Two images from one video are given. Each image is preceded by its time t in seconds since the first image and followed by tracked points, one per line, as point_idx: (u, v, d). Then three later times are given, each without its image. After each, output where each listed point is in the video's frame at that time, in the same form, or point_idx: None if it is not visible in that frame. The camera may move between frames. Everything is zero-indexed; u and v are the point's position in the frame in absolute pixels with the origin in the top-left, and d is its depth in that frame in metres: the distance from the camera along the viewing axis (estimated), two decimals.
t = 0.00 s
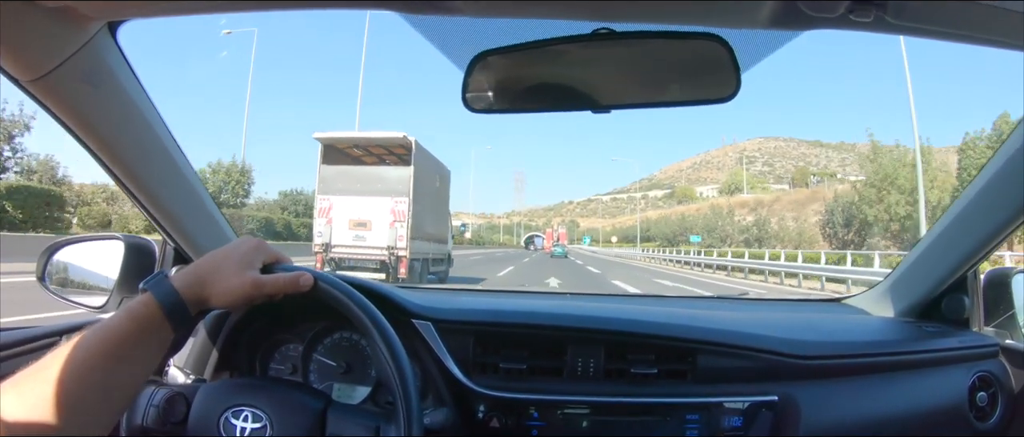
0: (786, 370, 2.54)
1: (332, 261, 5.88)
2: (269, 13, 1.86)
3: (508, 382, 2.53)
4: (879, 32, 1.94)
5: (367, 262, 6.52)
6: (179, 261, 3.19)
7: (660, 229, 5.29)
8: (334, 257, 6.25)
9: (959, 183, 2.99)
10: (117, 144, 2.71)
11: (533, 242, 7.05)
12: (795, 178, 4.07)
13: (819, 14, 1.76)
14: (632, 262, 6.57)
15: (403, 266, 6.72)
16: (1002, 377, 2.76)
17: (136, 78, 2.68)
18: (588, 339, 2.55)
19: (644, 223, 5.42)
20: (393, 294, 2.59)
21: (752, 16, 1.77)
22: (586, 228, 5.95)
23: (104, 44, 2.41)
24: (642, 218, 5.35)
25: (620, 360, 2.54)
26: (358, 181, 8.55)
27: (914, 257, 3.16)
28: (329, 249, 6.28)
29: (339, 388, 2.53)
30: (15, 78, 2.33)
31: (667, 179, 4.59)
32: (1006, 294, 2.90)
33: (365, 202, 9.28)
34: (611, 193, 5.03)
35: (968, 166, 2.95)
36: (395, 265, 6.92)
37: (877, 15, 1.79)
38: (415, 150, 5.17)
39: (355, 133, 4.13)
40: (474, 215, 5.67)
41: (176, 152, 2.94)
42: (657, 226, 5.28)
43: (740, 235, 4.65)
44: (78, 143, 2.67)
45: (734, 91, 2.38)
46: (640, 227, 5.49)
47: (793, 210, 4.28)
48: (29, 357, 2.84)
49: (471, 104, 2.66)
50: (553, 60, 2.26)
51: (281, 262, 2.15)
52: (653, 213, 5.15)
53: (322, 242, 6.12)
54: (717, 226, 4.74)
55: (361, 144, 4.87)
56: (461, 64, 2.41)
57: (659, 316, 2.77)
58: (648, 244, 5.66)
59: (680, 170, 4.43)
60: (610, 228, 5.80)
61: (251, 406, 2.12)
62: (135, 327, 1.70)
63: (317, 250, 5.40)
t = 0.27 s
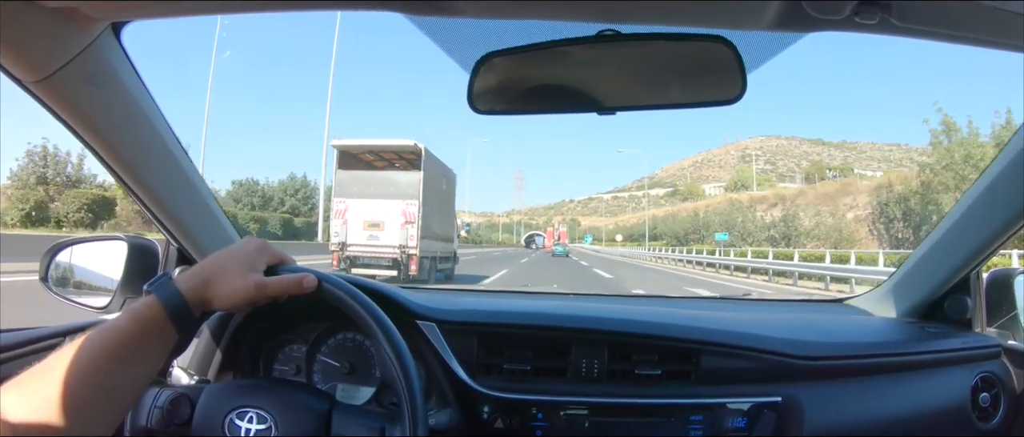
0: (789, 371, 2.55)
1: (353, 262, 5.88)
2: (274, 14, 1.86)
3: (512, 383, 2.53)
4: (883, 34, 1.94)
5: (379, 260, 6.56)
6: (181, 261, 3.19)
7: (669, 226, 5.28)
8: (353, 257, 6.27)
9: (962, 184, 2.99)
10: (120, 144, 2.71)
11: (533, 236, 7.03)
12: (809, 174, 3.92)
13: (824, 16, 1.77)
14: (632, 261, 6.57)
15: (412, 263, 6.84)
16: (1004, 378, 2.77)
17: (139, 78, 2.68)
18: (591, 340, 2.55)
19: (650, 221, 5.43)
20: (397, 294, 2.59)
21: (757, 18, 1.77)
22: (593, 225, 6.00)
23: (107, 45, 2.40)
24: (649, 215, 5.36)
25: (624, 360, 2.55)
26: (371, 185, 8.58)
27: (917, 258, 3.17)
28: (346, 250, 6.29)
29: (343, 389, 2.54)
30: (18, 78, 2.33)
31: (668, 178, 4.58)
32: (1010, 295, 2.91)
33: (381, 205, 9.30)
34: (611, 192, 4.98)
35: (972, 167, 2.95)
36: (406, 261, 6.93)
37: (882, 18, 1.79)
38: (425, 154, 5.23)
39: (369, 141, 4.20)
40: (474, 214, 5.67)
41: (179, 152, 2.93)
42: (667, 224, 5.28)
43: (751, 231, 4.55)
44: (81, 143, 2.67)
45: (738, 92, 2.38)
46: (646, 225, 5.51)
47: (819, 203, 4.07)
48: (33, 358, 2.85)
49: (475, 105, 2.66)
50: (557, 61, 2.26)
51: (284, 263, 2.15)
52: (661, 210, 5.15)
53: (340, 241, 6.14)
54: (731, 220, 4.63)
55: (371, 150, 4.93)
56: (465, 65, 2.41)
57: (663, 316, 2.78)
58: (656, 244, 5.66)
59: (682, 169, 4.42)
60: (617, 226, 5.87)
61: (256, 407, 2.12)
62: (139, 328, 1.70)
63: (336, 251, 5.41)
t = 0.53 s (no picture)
0: (786, 369, 2.55)
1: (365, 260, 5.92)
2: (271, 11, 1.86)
3: (510, 380, 2.54)
4: (879, 31, 1.94)
5: (390, 258, 6.58)
6: (180, 259, 3.20)
7: (677, 223, 5.14)
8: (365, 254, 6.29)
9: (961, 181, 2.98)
10: (118, 142, 2.71)
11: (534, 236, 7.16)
12: (826, 167, 3.78)
13: (818, 12, 1.76)
14: (633, 260, 6.57)
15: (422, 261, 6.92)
16: (1001, 376, 2.76)
17: (137, 76, 2.68)
18: (588, 338, 2.55)
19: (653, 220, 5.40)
20: (394, 292, 2.59)
21: (751, 14, 1.77)
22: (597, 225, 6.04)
23: (104, 42, 2.41)
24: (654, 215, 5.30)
25: (621, 358, 2.55)
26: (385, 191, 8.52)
27: (916, 255, 3.16)
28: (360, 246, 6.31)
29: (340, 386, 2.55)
30: (16, 76, 2.34)
31: (669, 176, 4.58)
32: (1009, 293, 2.88)
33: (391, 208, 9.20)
34: (611, 190, 4.98)
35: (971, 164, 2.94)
36: (413, 261, 6.97)
37: (877, 14, 1.79)
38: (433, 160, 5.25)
39: (376, 147, 4.26)
40: (474, 213, 5.67)
41: (177, 150, 2.94)
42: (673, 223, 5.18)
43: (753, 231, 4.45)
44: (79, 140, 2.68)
45: (735, 89, 2.38)
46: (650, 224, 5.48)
47: (851, 198, 3.81)
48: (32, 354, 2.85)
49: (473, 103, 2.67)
50: (554, 58, 2.26)
51: (282, 260, 2.15)
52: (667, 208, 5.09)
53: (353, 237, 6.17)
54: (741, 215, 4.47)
55: (381, 155, 4.96)
56: (462, 63, 2.41)
57: (660, 314, 2.78)
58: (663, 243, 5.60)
59: (682, 167, 4.42)
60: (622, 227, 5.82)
61: (253, 404, 2.12)
62: (137, 325, 1.71)
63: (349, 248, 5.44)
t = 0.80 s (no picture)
0: (787, 367, 2.55)
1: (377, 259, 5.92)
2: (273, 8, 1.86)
3: (512, 378, 2.54)
4: (882, 29, 1.94)
5: (400, 257, 6.60)
6: (181, 257, 3.20)
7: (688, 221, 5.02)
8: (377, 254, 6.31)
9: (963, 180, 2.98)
10: (119, 139, 2.71)
11: (534, 236, 7.25)
12: (844, 161, 3.60)
13: (821, 10, 1.76)
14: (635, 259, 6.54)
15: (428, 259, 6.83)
16: (1002, 374, 2.76)
17: (138, 73, 2.68)
18: (590, 335, 2.55)
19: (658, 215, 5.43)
20: (395, 290, 2.60)
21: (754, 12, 1.77)
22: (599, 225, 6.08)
23: (106, 40, 2.40)
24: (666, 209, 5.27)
25: (623, 356, 2.55)
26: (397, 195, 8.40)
27: (917, 253, 3.16)
28: (371, 246, 6.32)
29: (342, 384, 2.55)
30: (17, 73, 2.33)
31: (670, 175, 4.57)
32: (1010, 291, 2.91)
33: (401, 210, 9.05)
34: (612, 189, 4.98)
35: (973, 162, 2.94)
36: (422, 259, 6.88)
37: (880, 12, 1.79)
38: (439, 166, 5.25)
39: (375, 153, 4.30)
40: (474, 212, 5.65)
41: (178, 147, 2.94)
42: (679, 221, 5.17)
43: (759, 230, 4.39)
44: (80, 138, 2.68)
45: (737, 87, 2.38)
46: (658, 220, 5.45)
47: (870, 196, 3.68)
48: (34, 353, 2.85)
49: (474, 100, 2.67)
50: (556, 55, 2.26)
51: (283, 258, 2.16)
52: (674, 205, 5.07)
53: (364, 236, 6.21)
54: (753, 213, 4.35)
55: (390, 160, 4.97)
56: (464, 60, 2.41)
57: (662, 312, 2.78)
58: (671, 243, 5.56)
59: (683, 166, 4.41)
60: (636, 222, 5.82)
61: (255, 401, 2.13)
62: (140, 325, 1.71)
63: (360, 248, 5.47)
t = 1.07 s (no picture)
0: (785, 369, 2.54)
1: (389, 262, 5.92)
2: (270, 10, 1.86)
3: (510, 380, 2.54)
4: (879, 30, 1.93)
5: (407, 256, 6.59)
6: (180, 259, 3.20)
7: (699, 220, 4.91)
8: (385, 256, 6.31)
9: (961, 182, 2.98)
10: (117, 141, 2.71)
11: (534, 236, 7.27)
12: (861, 155, 3.59)
13: (818, 12, 1.76)
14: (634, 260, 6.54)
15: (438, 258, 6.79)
16: (1002, 376, 2.76)
17: (137, 75, 2.69)
18: (588, 338, 2.55)
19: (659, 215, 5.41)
20: (393, 291, 2.59)
21: (751, 13, 1.77)
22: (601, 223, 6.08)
23: (104, 42, 2.41)
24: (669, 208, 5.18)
25: (620, 358, 2.55)
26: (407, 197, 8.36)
27: (917, 255, 3.16)
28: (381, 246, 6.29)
29: (339, 386, 2.55)
30: (16, 75, 2.34)
31: (669, 175, 4.56)
32: (1009, 294, 2.88)
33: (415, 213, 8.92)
34: (612, 188, 4.97)
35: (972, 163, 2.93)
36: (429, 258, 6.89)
37: (877, 13, 1.79)
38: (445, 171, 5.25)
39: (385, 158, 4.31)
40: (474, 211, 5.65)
41: (177, 149, 2.94)
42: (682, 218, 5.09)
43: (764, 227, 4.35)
44: (79, 140, 2.68)
45: (735, 89, 2.38)
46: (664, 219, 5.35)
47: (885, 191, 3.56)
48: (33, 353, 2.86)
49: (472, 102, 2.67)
50: (553, 57, 2.26)
51: (278, 260, 2.16)
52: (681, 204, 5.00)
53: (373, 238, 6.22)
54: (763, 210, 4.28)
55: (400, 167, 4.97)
56: (462, 62, 2.41)
57: (660, 314, 2.78)
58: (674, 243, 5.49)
59: (683, 166, 4.42)
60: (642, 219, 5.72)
61: (252, 403, 2.12)
62: (136, 328, 1.70)
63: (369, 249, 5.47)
